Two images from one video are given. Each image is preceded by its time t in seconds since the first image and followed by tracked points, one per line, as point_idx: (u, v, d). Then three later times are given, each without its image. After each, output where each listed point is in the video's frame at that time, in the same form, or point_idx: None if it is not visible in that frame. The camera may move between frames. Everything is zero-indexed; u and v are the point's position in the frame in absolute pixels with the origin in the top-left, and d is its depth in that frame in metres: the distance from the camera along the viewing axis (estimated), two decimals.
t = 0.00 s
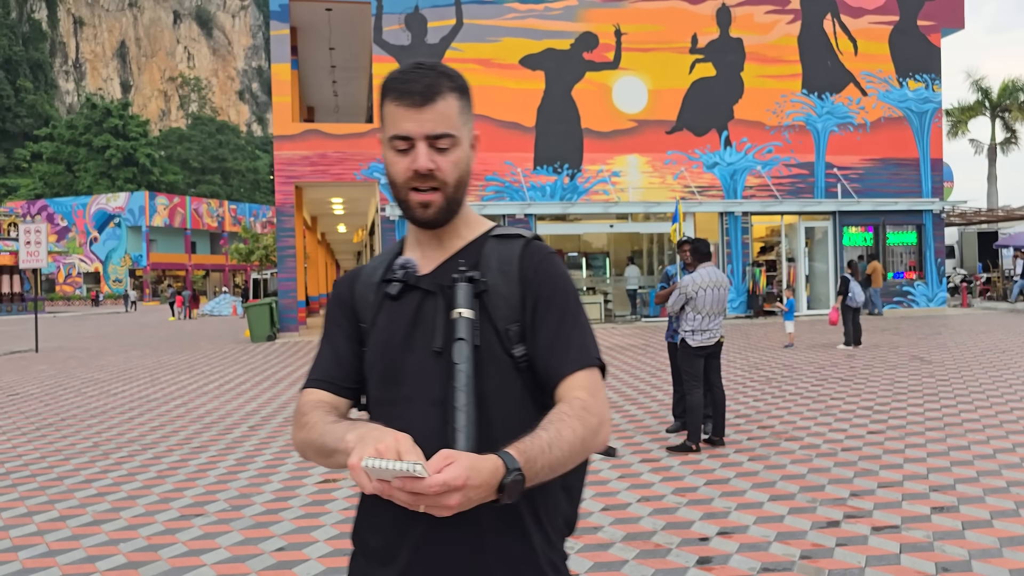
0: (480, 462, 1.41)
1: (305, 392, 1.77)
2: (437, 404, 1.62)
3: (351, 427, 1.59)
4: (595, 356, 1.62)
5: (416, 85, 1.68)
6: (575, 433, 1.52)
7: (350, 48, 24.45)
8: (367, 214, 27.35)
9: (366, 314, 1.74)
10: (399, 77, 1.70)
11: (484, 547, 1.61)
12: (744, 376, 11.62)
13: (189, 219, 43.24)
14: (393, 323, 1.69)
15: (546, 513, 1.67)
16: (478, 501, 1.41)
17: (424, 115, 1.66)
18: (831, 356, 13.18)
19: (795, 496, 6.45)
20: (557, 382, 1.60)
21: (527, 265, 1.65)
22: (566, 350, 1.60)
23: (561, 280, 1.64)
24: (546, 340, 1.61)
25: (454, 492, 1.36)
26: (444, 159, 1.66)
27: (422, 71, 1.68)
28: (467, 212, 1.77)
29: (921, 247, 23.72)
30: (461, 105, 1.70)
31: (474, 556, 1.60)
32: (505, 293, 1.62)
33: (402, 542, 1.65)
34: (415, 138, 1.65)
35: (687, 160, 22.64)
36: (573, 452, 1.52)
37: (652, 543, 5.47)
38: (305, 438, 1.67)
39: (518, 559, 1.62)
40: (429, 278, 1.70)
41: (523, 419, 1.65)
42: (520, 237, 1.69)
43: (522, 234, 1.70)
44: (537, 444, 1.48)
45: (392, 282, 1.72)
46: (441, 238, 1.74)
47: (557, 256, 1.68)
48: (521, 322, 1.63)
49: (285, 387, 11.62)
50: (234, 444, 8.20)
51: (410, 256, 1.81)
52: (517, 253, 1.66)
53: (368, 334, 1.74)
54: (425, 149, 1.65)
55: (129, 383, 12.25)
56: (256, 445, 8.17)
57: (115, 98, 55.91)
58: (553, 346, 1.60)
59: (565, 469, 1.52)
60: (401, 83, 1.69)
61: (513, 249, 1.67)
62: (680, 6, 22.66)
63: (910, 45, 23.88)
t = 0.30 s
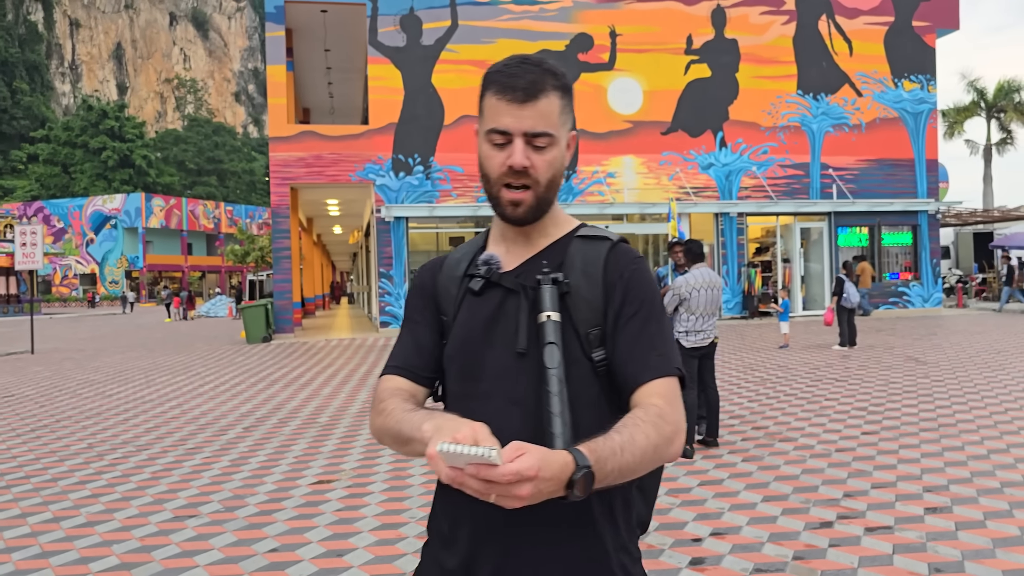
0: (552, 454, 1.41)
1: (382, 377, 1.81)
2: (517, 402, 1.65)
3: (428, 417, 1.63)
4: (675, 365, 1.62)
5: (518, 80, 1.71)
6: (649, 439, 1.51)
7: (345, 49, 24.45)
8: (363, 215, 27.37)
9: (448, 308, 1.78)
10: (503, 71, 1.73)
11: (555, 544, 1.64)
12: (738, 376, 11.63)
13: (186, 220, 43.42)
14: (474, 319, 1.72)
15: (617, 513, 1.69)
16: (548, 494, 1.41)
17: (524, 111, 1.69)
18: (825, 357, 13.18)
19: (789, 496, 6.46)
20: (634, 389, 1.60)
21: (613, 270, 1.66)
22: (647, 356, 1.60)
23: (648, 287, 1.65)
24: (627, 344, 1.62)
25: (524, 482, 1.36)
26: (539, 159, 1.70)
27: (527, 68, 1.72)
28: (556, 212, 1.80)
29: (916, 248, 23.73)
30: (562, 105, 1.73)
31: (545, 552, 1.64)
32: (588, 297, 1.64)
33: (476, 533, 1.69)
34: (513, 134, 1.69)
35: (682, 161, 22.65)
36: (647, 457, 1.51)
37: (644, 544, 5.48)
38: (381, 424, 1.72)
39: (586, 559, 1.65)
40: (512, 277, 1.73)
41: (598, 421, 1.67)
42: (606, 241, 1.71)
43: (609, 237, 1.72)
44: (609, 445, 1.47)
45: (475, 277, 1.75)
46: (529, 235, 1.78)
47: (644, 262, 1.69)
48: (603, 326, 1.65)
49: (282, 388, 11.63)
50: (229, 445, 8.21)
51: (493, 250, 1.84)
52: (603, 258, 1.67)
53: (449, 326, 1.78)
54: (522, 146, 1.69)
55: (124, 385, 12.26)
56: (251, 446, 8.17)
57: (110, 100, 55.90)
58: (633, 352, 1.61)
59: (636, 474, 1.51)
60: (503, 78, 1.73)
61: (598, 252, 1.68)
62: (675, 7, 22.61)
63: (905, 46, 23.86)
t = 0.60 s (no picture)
0: (597, 450, 1.42)
1: (418, 360, 1.85)
2: (557, 399, 1.68)
3: (453, 400, 1.66)
4: (717, 374, 1.62)
5: (595, 64, 1.78)
6: (689, 446, 1.52)
7: (341, 51, 24.45)
8: (359, 216, 27.38)
9: (490, 296, 1.82)
10: (578, 56, 1.81)
11: (586, 546, 1.67)
12: (733, 377, 11.63)
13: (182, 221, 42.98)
14: (517, 311, 1.75)
15: (648, 516, 1.71)
16: (592, 488, 1.42)
17: (597, 91, 1.75)
18: (820, 358, 13.19)
19: (783, 497, 6.47)
20: (675, 395, 1.60)
21: (660, 275, 1.67)
22: (688, 363, 1.60)
23: (695, 294, 1.66)
24: (669, 349, 1.63)
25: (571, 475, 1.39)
26: (604, 140, 1.76)
27: (603, 55, 1.79)
28: (606, 206, 1.85)
29: (911, 248, 23.80)
30: (634, 95, 1.79)
31: (576, 553, 1.67)
32: (633, 300, 1.66)
33: (507, 530, 1.72)
34: (582, 112, 1.75)
35: (678, 162, 22.64)
36: (685, 464, 1.52)
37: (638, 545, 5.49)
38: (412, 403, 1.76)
39: (617, 559, 1.67)
40: (557, 272, 1.75)
41: (635, 423, 1.68)
42: (655, 245, 1.72)
43: (659, 240, 1.73)
44: (650, 446, 1.48)
45: (519, 269, 1.79)
46: (579, 227, 1.82)
47: (691, 268, 1.70)
48: (646, 329, 1.66)
49: (278, 389, 11.62)
50: (224, 447, 8.21)
51: (539, 241, 1.88)
52: (650, 261, 1.69)
53: (490, 314, 1.82)
54: (589, 124, 1.75)
55: (118, 386, 12.24)
56: (246, 448, 8.17)
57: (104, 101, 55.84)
58: (677, 358, 1.61)
59: (672, 478, 1.52)
60: (579, 62, 1.80)
61: (646, 256, 1.70)
62: (670, 9, 22.61)
63: (900, 47, 23.93)
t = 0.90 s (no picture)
0: (587, 449, 1.41)
1: (423, 362, 1.86)
2: (561, 398, 1.68)
3: (458, 397, 1.67)
4: (720, 376, 1.61)
5: (599, 58, 1.81)
6: (686, 447, 1.51)
7: (336, 51, 24.43)
8: (353, 217, 27.39)
9: (498, 296, 1.83)
10: (586, 52, 1.83)
11: (584, 544, 1.67)
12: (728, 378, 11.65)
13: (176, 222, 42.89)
14: (523, 310, 1.76)
15: (647, 516, 1.71)
16: (583, 488, 1.42)
17: (603, 80, 1.77)
18: (814, 358, 13.21)
19: (776, 498, 6.48)
20: (677, 395, 1.60)
21: (666, 277, 1.67)
22: (692, 364, 1.60)
23: (700, 296, 1.65)
24: (672, 349, 1.62)
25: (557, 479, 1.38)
26: (612, 129, 1.77)
27: (610, 53, 1.82)
28: (612, 203, 1.86)
29: (905, 249, 23.89)
30: (638, 88, 1.82)
31: (574, 552, 1.68)
32: (639, 301, 1.65)
33: (507, 529, 1.73)
34: (589, 99, 1.76)
35: (673, 163, 22.67)
36: (683, 464, 1.51)
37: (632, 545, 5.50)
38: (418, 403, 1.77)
39: (617, 559, 1.67)
40: (564, 273, 1.76)
41: (637, 424, 1.67)
42: (663, 246, 1.72)
43: (667, 242, 1.73)
44: (647, 446, 1.47)
45: (527, 270, 1.79)
46: (586, 225, 1.83)
47: (698, 269, 1.69)
48: (652, 330, 1.66)
49: (273, 391, 11.62)
50: (217, 448, 8.20)
51: (547, 242, 1.89)
52: (657, 262, 1.69)
53: (497, 314, 1.82)
54: (596, 113, 1.76)
55: (112, 388, 12.23)
56: (240, 449, 8.16)
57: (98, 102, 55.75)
58: (682, 359, 1.60)
59: (669, 479, 1.52)
60: (584, 57, 1.83)
61: (653, 258, 1.70)
62: (665, 10, 22.62)
63: (894, 49, 23.99)
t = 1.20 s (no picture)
0: (591, 434, 1.41)
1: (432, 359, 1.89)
2: (566, 396, 1.68)
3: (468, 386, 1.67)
4: (728, 374, 1.60)
5: (596, 67, 1.78)
6: (693, 440, 1.50)
7: (333, 52, 24.43)
8: (350, 218, 27.38)
9: (507, 297, 1.85)
10: (583, 58, 1.81)
11: (586, 539, 1.67)
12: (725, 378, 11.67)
13: (173, 223, 42.76)
14: (531, 309, 1.77)
15: (651, 514, 1.70)
16: (587, 472, 1.41)
17: (601, 94, 1.76)
18: (811, 359, 13.24)
19: (773, 498, 6.49)
20: (684, 393, 1.59)
21: (673, 276, 1.67)
22: (699, 363, 1.59)
23: (707, 294, 1.65)
24: (680, 348, 1.62)
25: (521, 376, 1.51)
26: (613, 141, 1.77)
27: (608, 56, 1.79)
28: (620, 206, 1.86)
29: (902, 249, 23.92)
30: (639, 94, 1.80)
31: (576, 547, 1.67)
32: (646, 300, 1.66)
33: (510, 522, 1.74)
34: (588, 114, 1.76)
35: (670, 164, 22.70)
36: (689, 458, 1.50)
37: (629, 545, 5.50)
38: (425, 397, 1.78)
39: (620, 555, 1.66)
40: (571, 273, 1.77)
41: (643, 422, 1.67)
42: (670, 246, 1.72)
43: (673, 242, 1.73)
44: (651, 437, 1.47)
45: (535, 270, 1.81)
46: (593, 230, 1.84)
47: (706, 268, 1.69)
48: (659, 330, 1.66)
49: (270, 391, 11.61)
50: (214, 449, 8.19)
51: (555, 244, 1.90)
52: (664, 261, 1.69)
53: (506, 313, 1.84)
54: (596, 127, 1.76)
55: (108, 388, 12.21)
56: (237, 451, 8.14)
57: (94, 103, 55.70)
58: (689, 357, 1.60)
59: (676, 473, 1.50)
60: (583, 64, 1.80)
61: (660, 257, 1.70)
62: (661, 11, 22.64)
63: (890, 50, 24.05)
